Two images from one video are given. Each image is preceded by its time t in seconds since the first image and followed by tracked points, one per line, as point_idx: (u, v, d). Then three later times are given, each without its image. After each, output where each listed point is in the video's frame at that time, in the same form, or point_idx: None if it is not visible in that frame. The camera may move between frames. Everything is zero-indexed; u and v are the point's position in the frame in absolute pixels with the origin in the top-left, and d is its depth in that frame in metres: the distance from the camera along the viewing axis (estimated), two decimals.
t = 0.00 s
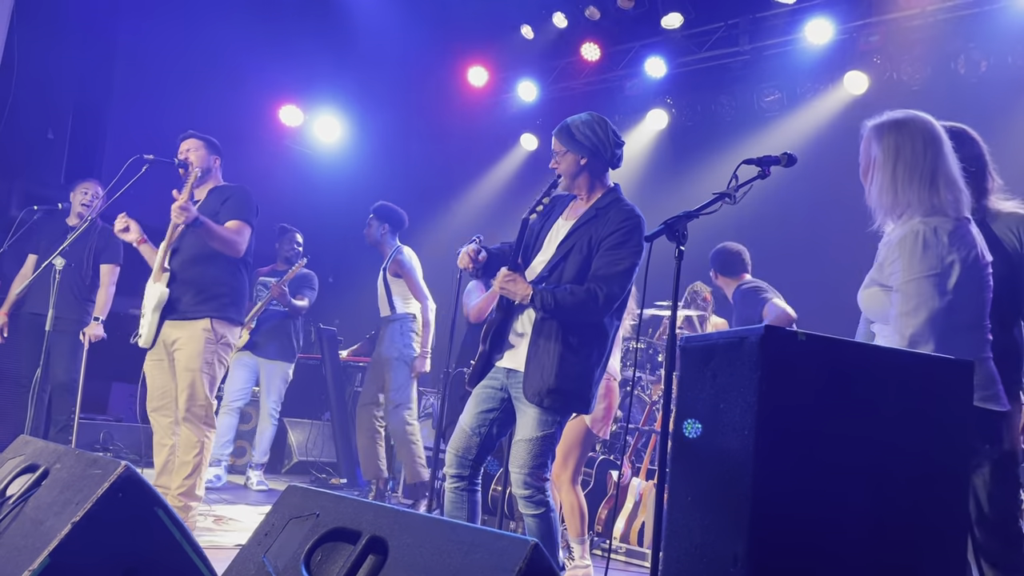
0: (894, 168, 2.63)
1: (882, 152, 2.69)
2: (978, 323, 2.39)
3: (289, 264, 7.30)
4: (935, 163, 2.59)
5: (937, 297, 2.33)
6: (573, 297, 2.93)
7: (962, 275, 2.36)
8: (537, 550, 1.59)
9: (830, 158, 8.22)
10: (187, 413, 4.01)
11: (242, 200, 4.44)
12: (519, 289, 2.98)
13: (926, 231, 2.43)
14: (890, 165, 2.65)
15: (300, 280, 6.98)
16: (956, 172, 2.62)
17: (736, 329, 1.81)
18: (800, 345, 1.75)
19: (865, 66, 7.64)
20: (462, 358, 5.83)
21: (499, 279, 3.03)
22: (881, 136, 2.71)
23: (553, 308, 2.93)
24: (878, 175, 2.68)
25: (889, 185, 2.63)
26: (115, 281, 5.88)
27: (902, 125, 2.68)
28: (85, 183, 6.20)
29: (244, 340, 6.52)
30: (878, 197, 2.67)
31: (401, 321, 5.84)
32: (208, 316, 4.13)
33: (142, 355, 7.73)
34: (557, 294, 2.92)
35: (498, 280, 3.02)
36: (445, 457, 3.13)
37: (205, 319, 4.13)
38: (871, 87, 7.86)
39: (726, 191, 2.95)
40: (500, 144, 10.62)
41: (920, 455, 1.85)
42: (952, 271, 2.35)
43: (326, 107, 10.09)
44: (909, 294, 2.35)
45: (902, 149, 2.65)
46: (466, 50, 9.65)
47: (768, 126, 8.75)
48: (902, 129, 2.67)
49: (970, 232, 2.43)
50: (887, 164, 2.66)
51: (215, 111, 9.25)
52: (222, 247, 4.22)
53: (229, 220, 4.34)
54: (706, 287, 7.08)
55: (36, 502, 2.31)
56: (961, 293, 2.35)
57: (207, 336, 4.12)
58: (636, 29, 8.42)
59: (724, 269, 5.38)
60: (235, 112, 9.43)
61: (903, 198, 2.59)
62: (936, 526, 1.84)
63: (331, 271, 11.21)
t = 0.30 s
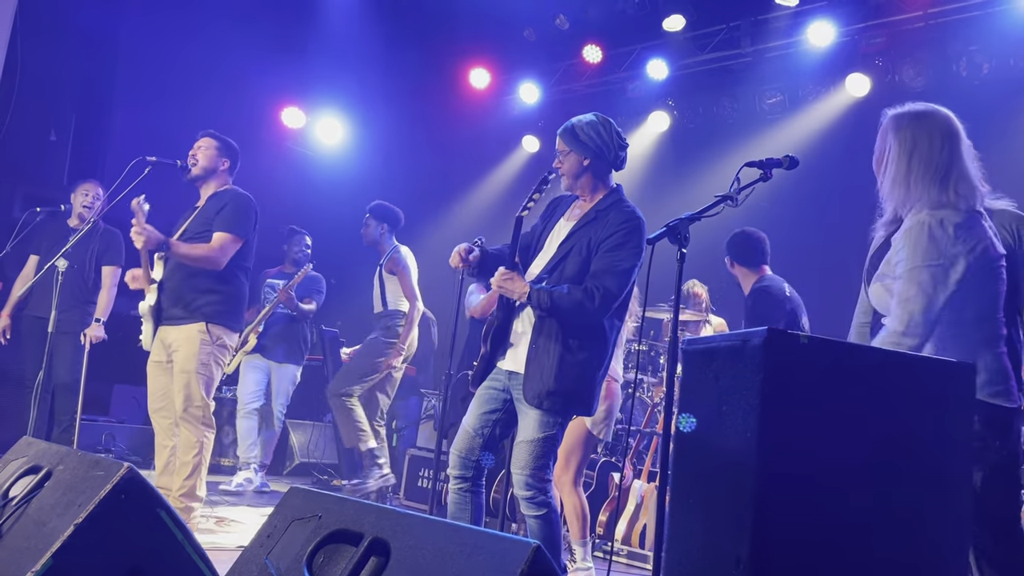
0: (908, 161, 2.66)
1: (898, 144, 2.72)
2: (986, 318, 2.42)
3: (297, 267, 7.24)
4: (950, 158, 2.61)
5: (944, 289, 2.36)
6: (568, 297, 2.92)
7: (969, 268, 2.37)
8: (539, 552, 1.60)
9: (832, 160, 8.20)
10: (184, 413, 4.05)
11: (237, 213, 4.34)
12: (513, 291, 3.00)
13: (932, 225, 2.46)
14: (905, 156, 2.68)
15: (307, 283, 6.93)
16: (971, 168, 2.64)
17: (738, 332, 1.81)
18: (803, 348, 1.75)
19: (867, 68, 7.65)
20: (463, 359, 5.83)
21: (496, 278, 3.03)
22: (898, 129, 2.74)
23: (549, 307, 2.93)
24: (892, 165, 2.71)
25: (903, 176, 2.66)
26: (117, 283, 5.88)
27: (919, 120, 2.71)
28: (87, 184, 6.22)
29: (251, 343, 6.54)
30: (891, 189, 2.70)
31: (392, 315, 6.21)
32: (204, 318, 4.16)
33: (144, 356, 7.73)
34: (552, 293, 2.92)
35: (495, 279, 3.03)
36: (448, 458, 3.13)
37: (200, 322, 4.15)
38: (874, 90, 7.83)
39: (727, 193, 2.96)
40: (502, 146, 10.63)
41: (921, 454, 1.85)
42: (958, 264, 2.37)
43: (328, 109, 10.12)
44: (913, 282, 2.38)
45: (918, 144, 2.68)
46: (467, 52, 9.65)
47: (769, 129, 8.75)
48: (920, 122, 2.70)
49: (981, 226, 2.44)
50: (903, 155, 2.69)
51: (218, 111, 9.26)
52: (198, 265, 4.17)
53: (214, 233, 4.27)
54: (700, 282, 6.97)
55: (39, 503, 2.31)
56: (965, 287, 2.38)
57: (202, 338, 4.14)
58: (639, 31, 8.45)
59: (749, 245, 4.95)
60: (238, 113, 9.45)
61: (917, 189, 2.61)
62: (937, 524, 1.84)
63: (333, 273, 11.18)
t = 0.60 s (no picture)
0: (917, 149, 2.63)
1: (907, 133, 2.67)
2: (997, 315, 2.43)
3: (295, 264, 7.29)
4: (958, 144, 2.60)
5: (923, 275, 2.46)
6: (566, 296, 2.92)
7: (973, 265, 2.44)
8: (542, 554, 1.60)
9: (834, 161, 8.19)
10: (171, 406, 4.04)
11: (240, 219, 4.40)
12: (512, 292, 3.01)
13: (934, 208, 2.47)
14: (914, 146, 2.64)
15: (307, 282, 6.93)
16: (979, 154, 2.63)
17: (739, 333, 1.81)
18: (804, 350, 1.75)
19: (870, 70, 7.65)
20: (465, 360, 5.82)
21: (496, 277, 3.03)
22: (907, 118, 2.69)
23: (547, 307, 2.94)
24: (902, 154, 2.67)
25: (914, 165, 2.62)
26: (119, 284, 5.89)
27: (928, 107, 2.66)
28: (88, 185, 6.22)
29: (251, 346, 6.59)
30: (897, 178, 2.67)
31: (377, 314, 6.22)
32: (197, 316, 4.18)
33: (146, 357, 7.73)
34: (550, 293, 2.93)
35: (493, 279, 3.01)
36: (449, 458, 3.13)
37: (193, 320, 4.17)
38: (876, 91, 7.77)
39: (730, 194, 2.95)
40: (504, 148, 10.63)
41: (923, 455, 1.85)
42: (954, 257, 2.44)
43: (330, 110, 10.12)
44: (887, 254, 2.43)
45: (927, 131, 2.64)
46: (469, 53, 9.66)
47: (771, 130, 8.74)
48: (929, 112, 2.66)
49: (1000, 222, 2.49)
50: (913, 144, 2.64)
51: (220, 112, 9.26)
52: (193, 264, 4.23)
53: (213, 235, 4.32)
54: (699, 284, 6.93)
55: (41, 504, 2.32)
56: (970, 282, 2.43)
57: (195, 335, 4.16)
58: (640, 33, 8.45)
59: (768, 223, 4.75)
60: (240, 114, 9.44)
61: (928, 177, 2.58)
62: (938, 525, 1.85)
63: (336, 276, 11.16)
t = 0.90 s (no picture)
0: (931, 151, 2.64)
1: (918, 135, 2.70)
2: (1001, 323, 2.42)
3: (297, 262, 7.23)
4: (972, 145, 2.62)
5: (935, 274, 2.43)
6: (563, 298, 2.92)
7: (982, 269, 2.42)
8: (542, 556, 1.60)
9: (836, 162, 8.18)
10: (145, 381, 4.00)
11: (247, 226, 4.42)
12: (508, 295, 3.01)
13: (951, 207, 2.45)
14: (927, 146, 2.65)
15: (307, 280, 6.99)
16: (993, 156, 2.65)
17: (741, 335, 1.80)
18: (805, 351, 1.75)
19: (872, 71, 7.66)
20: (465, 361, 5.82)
21: (490, 283, 3.05)
22: (917, 121, 2.72)
23: (545, 309, 2.94)
24: (916, 154, 2.68)
25: (930, 164, 2.62)
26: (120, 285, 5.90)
27: (937, 110, 2.70)
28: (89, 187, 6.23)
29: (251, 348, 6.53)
30: (914, 181, 2.66)
31: (347, 322, 6.06)
32: (200, 308, 4.23)
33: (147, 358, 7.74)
34: (547, 294, 2.94)
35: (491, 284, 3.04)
36: (448, 461, 3.13)
37: (197, 311, 4.23)
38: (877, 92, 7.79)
39: (731, 196, 2.96)
40: (506, 149, 10.63)
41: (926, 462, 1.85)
42: (965, 258, 2.42)
43: (332, 110, 10.12)
44: (901, 245, 2.42)
45: (940, 133, 2.66)
46: (471, 55, 9.68)
47: (772, 132, 8.75)
48: (937, 114, 2.69)
49: (1018, 232, 2.48)
50: (927, 144, 2.66)
51: (223, 113, 9.26)
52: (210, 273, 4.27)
53: (223, 244, 4.35)
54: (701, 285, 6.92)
55: (42, 505, 2.32)
56: (977, 287, 2.41)
57: (194, 323, 4.19)
58: (642, 35, 8.47)
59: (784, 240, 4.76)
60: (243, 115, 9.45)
61: (944, 176, 2.58)
62: (938, 532, 1.84)
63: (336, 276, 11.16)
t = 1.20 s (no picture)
0: (949, 148, 2.61)
1: (937, 131, 2.67)
2: (1001, 324, 2.41)
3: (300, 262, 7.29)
4: (989, 146, 2.60)
5: (929, 267, 2.46)
6: (560, 305, 2.92)
7: (982, 269, 2.42)
8: (545, 557, 1.60)
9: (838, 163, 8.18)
10: (181, 414, 4.09)
11: (246, 219, 4.40)
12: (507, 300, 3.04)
13: (959, 210, 2.45)
14: (945, 143, 2.63)
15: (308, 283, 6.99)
16: (1007, 159, 2.64)
17: (744, 337, 1.81)
18: (809, 352, 1.75)
19: (874, 72, 7.66)
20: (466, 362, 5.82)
21: (488, 291, 3.09)
22: (937, 117, 2.69)
23: (542, 317, 2.94)
24: (932, 150, 2.66)
25: (946, 162, 2.60)
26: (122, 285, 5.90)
27: (958, 108, 2.67)
28: (90, 188, 6.22)
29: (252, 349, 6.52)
30: (929, 176, 2.64)
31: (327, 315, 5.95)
32: (210, 322, 4.22)
33: (149, 358, 7.75)
34: (545, 303, 2.93)
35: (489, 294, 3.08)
36: (450, 463, 3.13)
37: (208, 326, 4.21)
38: (880, 93, 7.78)
39: (733, 197, 2.95)
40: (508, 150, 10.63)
41: (925, 463, 1.84)
42: (962, 257, 2.43)
43: (334, 112, 10.14)
44: (895, 237, 2.44)
45: (958, 130, 2.64)
46: (474, 56, 9.69)
47: (774, 133, 8.76)
48: (958, 111, 2.66)
49: (1021, 234, 2.48)
50: (944, 141, 2.64)
51: (225, 114, 9.26)
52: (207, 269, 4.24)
53: (224, 240, 4.34)
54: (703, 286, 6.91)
55: (45, 506, 2.32)
56: (976, 286, 2.42)
57: (207, 338, 4.20)
58: (644, 36, 8.47)
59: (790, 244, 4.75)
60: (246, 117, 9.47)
61: (956, 175, 2.56)
62: (937, 533, 1.84)
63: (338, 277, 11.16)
